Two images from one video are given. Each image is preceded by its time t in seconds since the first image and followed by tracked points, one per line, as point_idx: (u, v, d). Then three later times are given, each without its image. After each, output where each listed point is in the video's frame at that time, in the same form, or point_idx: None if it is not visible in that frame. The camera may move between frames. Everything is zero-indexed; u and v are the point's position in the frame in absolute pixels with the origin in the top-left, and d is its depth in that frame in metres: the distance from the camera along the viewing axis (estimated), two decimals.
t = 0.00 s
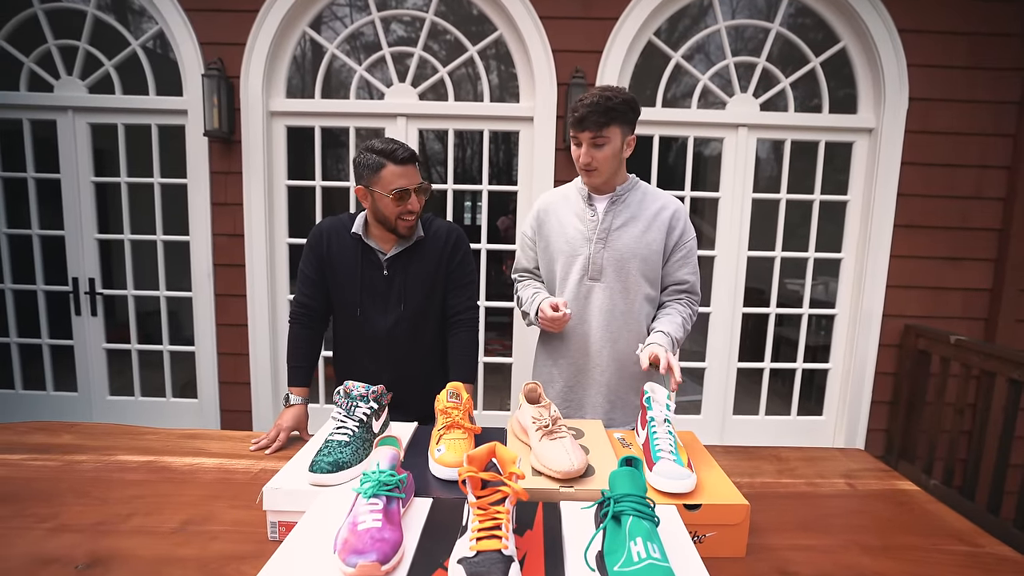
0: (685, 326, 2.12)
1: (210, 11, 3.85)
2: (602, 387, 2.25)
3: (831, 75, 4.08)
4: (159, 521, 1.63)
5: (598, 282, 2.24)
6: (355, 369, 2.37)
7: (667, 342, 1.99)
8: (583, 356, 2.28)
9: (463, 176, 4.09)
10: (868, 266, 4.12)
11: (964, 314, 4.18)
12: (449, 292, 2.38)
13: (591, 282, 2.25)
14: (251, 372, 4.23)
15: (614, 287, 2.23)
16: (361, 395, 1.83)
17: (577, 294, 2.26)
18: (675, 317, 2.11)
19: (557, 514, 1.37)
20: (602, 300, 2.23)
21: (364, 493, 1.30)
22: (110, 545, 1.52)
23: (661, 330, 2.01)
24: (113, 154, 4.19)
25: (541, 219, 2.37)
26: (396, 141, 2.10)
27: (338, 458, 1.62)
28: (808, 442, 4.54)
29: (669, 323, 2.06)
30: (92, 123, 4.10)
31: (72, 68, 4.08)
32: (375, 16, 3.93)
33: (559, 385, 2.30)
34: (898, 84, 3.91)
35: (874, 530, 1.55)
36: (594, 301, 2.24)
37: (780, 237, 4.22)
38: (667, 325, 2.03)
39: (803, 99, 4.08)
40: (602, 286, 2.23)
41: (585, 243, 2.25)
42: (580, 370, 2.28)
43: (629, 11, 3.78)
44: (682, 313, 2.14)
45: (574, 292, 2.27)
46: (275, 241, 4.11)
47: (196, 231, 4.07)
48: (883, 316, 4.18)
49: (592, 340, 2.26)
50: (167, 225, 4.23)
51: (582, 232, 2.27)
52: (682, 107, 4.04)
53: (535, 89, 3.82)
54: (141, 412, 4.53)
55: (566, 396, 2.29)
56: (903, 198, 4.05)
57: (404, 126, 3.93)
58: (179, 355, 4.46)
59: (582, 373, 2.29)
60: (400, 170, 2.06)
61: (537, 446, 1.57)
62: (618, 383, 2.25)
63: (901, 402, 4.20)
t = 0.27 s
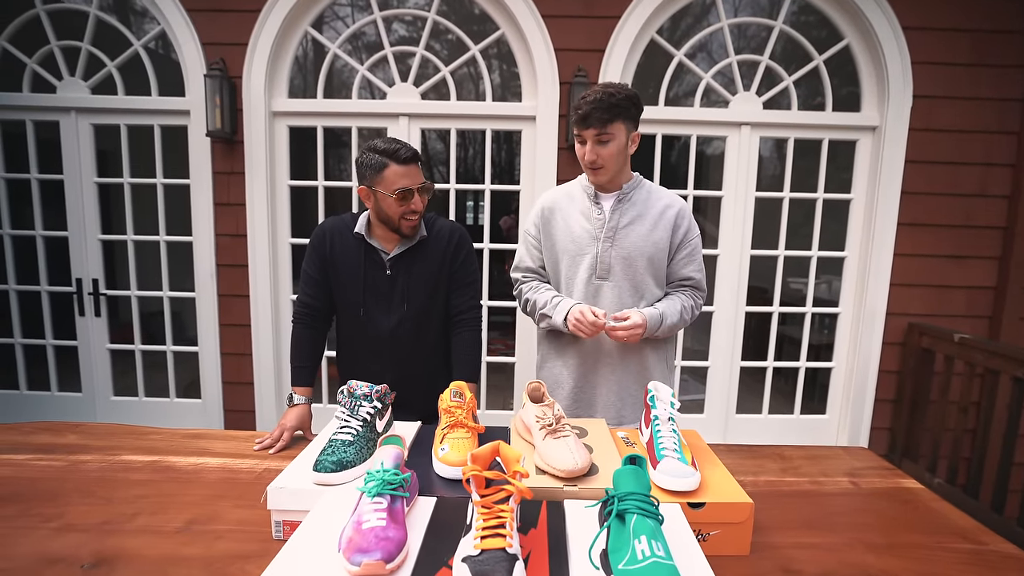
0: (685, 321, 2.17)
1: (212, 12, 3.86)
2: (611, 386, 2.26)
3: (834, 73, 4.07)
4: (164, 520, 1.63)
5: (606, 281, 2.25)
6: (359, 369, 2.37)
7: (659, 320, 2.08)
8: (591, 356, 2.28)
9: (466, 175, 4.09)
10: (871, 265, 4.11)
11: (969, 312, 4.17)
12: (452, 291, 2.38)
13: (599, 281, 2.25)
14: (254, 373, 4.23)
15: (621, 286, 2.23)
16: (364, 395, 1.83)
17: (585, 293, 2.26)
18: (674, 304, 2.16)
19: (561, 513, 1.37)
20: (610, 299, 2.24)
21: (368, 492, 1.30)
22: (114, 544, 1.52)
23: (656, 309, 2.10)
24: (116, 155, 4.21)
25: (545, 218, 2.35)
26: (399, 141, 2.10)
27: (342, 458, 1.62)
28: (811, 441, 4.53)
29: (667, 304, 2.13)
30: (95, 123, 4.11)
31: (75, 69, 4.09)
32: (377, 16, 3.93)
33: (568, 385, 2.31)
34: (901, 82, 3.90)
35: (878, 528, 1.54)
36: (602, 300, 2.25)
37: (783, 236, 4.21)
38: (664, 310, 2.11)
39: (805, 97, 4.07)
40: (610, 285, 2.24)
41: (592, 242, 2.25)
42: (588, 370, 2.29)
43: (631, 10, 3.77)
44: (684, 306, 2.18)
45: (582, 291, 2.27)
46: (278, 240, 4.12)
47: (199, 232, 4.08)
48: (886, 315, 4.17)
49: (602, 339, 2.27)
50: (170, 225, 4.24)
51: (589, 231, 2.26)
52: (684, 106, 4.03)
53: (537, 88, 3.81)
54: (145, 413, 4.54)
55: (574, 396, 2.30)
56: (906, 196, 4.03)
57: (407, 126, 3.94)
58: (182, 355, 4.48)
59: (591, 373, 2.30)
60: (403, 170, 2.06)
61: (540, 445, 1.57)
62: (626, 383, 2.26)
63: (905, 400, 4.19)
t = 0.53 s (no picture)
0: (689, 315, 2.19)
1: (210, 9, 3.85)
2: (617, 386, 2.29)
3: (832, 72, 4.08)
4: (163, 517, 1.64)
5: (611, 279, 2.26)
6: (359, 367, 2.37)
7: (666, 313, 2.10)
8: (598, 355, 2.29)
9: (465, 173, 4.10)
10: (869, 263, 4.12)
11: (965, 311, 4.19)
12: (452, 289, 2.38)
13: (604, 279, 2.26)
14: (253, 370, 4.23)
15: (626, 283, 2.25)
16: (364, 391, 1.83)
17: (591, 292, 2.27)
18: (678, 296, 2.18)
19: (560, 509, 1.38)
20: (616, 297, 2.25)
21: (369, 488, 1.31)
22: (114, 541, 1.52)
23: (659, 304, 2.12)
24: (114, 153, 4.20)
25: (543, 218, 2.33)
26: (399, 138, 2.10)
27: (342, 454, 1.63)
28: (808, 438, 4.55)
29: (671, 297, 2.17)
30: (93, 121, 4.10)
31: (72, 66, 4.07)
32: (376, 14, 3.92)
33: (573, 386, 2.30)
34: (899, 81, 3.91)
35: (874, 523, 1.56)
36: (608, 299, 2.25)
37: (781, 234, 4.22)
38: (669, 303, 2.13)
39: (804, 96, 4.08)
40: (615, 283, 2.25)
41: (595, 241, 2.25)
42: (593, 369, 2.31)
43: (630, 8, 3.78)
44: (686, 298, 2.20)
45: (587, 291, 2.27)
46: (277, 238, 4.12)
47: (197, 230, 4.07)
48: (883, 313, 4.19)
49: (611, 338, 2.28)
50: (168, 223, 4.23)
51: (592, 230, 2.26)
52: (683, 104, 4.04)
53: (536, 87, 3.82)
54: (143, 411, 4.54)
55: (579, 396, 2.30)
56: (903, 195, 4.05)
57: (406, 124, 3.93)
58: (180, 353, 4.47)
59: (596, 372, 2.31)
60: (403, 167, 2.06)
61: (540, 441, 1.58)
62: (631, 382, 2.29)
63: (901, 398, 4.21)
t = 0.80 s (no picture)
0: (697, 309, 2.22)
1: (200, 4, 3.85)
2: (616, 368, 2.35)
3: (816, 68, 4.17)
4: (168, 506, 1.68)
5: (621, 268, 2.33)
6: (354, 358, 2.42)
7: (665, 304, 2.16)
8: (602, 339, 2.39)
9: (455, 169, 4.13)
10: (851, 256, 4.23)
11: (943, 302, 4.32)
12: (445, 282, 2.44)
13: (615, 268, 2.34)
14: (246, 366, 4.25)
15: (636, 274, 2.31)
16: (362, 381, 1.89)
17: (602, 279, 2.37)
18: (685, 290, 2.20)
19: (554, 489, 1.45)
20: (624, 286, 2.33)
21: (371, 471, 1.37)
22: (120, 528, 1.57)
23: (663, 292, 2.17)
24: (103, 149, 4.18)
25: (577, 207, 2.49)
26: (396, 133, 2.13)
27: (342, 441, 1.68)
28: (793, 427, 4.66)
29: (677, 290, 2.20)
30: (81, 117, 4.08)
31: (60, 61, 4.05)
32: (366, 10, 3.94)
33: (581, 366, 2.44)
34: (880, 78, 4.00)
35: (851, 501, 1.64)
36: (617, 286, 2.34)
37: (766, 228, 4.31)
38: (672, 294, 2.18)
39: (789, 92, 4.16)
40: (626, 273, 2.32)
41: (611, 230, 2.34)
42: (599, 352, 2.41)
43: (619, 5, 3.83)
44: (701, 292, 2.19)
45: (600, 277, 2.38)
46: (269, 234, 4.13)
47: (189, 226, 4.08)
48: (866, 304, 4.30)
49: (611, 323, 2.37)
50: (159, 219, 4.23)
51: (610, 220, 2.35)
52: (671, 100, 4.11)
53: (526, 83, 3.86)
54: (135, 407, 4.54)
55: (586, 377, 2.43)
56: (884, 189, 4.16)
57: (397, 120, 3.96)
58: (172, 350, 4.48)
59: (604, 353, 2.40)
60: (398, 162, 2.09)
61: (534, 427, 1.65)
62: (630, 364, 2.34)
63: (882, 387, 4.33)
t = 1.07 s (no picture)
0: (699, 309, 2.23)
1: (192, 3, 3.83)
2: (616, 365, 2.36)
3: (806, 70, 4.21)
4: (161, 505, 1.68)
5: (623, 267, 2.35)
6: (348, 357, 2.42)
7: (667, 303, 2.17)
8: (603, 336, 2.40)
9: (448, 169, 4.14)
10: (841, 256, 4.27)
11: (931, 301, 4.37)
12: (438, 282, 2.44)
13: (616, 266, 2.35)
14: (238, 366, 4.24)
15: (637, 273, 2.32)
16: (356, 379, 1.91)
17: (603, 277, 2.38)
18: (687, 290, 2.22)
19: (547, 487, 1.46)
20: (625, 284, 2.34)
21: (365, 470, 1.37)
22: (113, 528, 1.56)
23: (665, 293, 2.19)
24: (94, 148, 4.15)
25: (578, 203, 2.48)
26: (390, 135, 2.16)
27: (336, 441, 1.69)
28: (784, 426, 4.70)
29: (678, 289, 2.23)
30: (72, 115, 4.05)
31: (50, 59, 4.02)
32: (360, 9, 3.94)
33: (581, 362, 2.44)
34: (870, 80, 4.05)
35: (840, 497, 1.66)
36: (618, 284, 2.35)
37: (757, 228, 4.34)
38: (675, 294, 2.19)
39: (780, 93, 4.20)
40: (627, 272, 2.34)
41: (614, 229, 2.35)
42: (599, 349, 2.41)
43: (611, 6, 3.85)
44: (702, 292, 2.23)
45: (601, 275, 2.39)
46: (262, 233, 4.12)
47: (181, 225, 4.06)
48: (856, 304, 4.34)
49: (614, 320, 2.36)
50: (150, 218, 4.21)
51: (612, 219, 2.36)
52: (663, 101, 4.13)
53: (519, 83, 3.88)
54: (126, 407, 4.52)
55: (584, 373, 2.44)
56: (874, 190, 4.20)
57: (390, 120, 3.96)
58: (164, 350, 4.45)
59: (604, 350, 2.41)
60: (393, 162, 2.10)
61: (527, 425, 1.66)
62: (629, 361, 2.35)
63: (872, 386, 4.38)
